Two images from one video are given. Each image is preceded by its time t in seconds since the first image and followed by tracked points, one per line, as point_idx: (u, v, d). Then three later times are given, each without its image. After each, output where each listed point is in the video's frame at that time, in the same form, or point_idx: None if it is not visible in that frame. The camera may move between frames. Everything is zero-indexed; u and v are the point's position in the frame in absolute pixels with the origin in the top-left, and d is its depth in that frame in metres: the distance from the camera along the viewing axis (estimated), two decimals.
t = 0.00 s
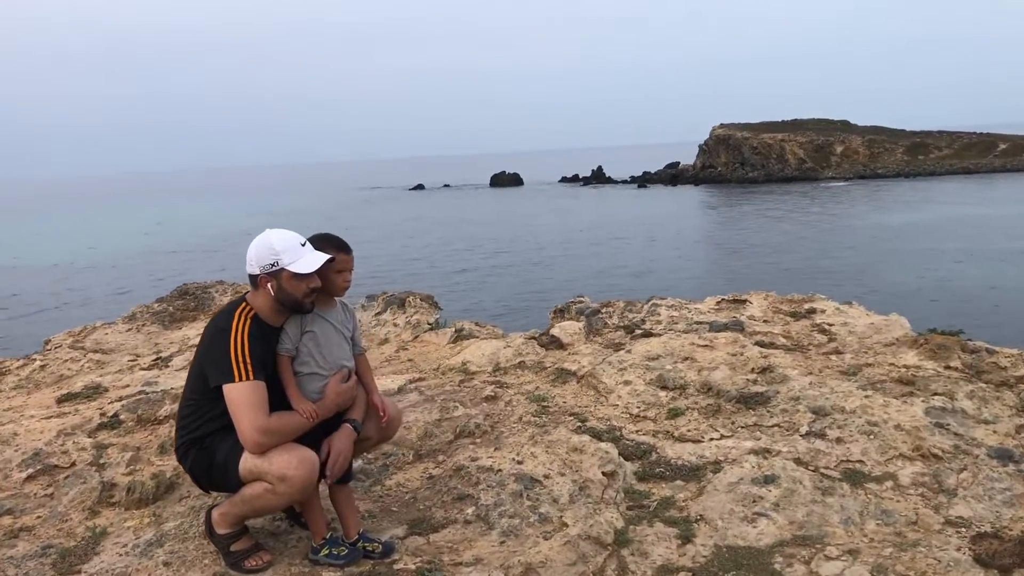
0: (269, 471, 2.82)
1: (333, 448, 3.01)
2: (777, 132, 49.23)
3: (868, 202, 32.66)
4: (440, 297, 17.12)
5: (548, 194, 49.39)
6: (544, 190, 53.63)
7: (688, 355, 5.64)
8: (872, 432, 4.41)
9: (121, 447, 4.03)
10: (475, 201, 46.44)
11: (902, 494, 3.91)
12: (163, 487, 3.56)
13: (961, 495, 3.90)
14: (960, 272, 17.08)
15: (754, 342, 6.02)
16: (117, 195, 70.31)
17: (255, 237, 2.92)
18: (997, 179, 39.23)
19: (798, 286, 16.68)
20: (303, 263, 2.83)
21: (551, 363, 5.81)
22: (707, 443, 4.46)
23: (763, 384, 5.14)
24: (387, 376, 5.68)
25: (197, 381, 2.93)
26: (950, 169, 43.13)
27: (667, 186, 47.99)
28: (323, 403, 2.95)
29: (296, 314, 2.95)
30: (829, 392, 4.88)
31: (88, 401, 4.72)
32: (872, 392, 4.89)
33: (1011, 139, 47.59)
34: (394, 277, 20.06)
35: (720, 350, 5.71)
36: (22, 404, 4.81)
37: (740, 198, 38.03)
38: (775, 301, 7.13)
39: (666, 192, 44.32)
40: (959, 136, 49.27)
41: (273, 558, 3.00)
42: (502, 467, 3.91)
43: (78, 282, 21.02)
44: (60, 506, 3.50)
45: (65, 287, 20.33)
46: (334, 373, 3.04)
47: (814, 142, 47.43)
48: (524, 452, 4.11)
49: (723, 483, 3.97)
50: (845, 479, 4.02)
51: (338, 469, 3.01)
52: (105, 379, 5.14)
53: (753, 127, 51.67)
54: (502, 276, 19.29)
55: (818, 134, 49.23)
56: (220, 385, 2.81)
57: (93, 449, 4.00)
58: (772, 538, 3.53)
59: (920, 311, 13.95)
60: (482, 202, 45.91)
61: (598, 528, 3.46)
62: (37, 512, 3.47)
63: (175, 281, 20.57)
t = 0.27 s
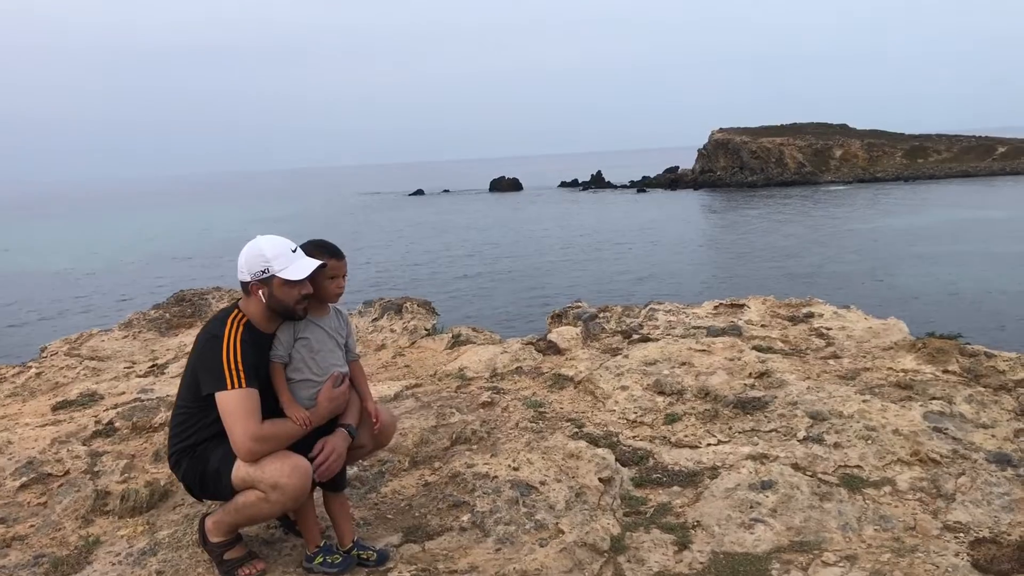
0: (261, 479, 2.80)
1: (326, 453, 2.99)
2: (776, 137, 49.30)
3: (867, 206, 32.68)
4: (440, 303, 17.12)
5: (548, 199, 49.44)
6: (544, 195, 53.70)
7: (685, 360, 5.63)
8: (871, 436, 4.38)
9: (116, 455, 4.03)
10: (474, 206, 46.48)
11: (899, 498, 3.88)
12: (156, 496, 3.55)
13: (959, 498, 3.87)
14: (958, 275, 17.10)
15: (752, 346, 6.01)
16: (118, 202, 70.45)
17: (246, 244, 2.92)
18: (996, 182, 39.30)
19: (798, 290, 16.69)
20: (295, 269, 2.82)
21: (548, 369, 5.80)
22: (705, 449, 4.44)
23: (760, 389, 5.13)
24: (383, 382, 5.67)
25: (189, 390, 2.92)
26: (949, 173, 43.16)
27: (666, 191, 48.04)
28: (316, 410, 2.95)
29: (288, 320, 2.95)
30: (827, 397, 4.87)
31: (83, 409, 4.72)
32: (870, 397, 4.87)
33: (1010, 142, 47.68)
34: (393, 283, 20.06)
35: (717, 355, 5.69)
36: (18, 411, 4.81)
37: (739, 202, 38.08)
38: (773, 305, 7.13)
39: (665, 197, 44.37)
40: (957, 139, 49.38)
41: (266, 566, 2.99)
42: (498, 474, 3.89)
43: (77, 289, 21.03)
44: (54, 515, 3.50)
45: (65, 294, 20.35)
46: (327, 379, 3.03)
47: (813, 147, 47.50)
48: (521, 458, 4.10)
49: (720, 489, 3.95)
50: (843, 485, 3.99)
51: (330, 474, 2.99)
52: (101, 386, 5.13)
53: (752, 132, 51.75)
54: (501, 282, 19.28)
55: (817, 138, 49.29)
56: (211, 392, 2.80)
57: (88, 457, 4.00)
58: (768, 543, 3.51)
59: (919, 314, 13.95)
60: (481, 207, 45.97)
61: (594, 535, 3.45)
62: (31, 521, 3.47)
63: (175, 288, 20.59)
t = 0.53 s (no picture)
0: (248, 487, 2.79)
1: (313, 460, 2.98)
2: (769, 141, 49.50)
3: (859, 210, 32.81)
4: (433, 308, 17.10)
5: (541, 203, 49.48)
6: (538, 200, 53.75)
7: (677, 364, 5.63)
8: (862, 441, 4.39)
9: (104, 462, 4.01)
10: (468, 211, 46.50)
11: (891, 502, 3.88)
12: (143, 504, 3.53)
13: (949, 504, 3.86)
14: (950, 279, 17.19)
15: (743, 350, 6.01)
16: (110, 209, 70.25)
17: (232, 250, 2.91)
18: (987, 185, 39.53)
19: (791, 294, 16.71)
20: (282, 276, 2.81)
21: (540, 374, 5.79)
22: (696, 454, 4.44)
23: (751, 393, 5.12)
24: (374, 389, 5.65)
25: (175, 397, 2.90)
26: (940, 176, 43.39)
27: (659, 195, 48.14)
28: (304, 417, 2.93)
29: (275, 327, 2.93)
30: (818, 401, 4.87)
31: (72, 417, 4.70)
32: (861, 401, 4.87)
33: (1001, 145, 47.95)
34: (387, 288, 20.04)
35: (708, 359, 5.69)
36: (6, 420, 4.80)
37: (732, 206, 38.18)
38: (764, 309, 7.14)
39: (658, 202, 44.46)
40: (948, 143, 49.63)
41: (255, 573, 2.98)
42: (487, 481, 3.87)
43: (70, 296, 20.95)
44: (40, 525, 3.48)
45: (58, 300, 20.27)
46: (315, 386, 3.02)
47: (805, 151, 47.69)
48: (511, 464, 4.09)
49: (710, 495, 3.94)
50: (834, 490, 3.99)
51: (317, 482, 2.97)
52: (91, 394, 5.11)
53: (744, 136, 51.93)
54: (494, 287, 19.27)
55: (809, 142, 49.52)
56: (199, 399, 2.78)
57: (75, 466, 3.98)
58: (760, 549, 3.50)
59: (912, 318, 13.99)
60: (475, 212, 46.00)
61: (584, 541, 3.44)
62: (17, 531, 3.45)
63: (168, 295, 20.53)
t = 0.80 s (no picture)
0: (237, 492, 2.77)
1: (302, 464, 2.96)
2: (757, 144, 49.77)
3: (847, 213, 33.01)
4: (423, 311, 17.08)
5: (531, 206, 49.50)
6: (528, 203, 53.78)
7: (666, 367, 5.64)
8: (850, 443, 4.40)
9: (91, 468, 3.98)
10: (459, 214, 46.51)
11: (879, 505, 3.90)
12: (130, 511, 3.51)
13: (937, 506, 3.88)
14: (937, 280, 17.36)
15: (731, 353, 6.03)
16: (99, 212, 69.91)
17: (218, 255, 2.90)
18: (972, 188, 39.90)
19: (780, 296, 16.78)
20: (268, 280, 2.80)
21: (529, 377, 5.79)
22: (685, 457, 4.45)
23: (740, 396, 5.13)
24: (362, 393, 5.63)
25: (163, 402, 2.89)
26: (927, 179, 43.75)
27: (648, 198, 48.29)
28: (292, 421, 2.91)
29: (262, 331, 2.92)
30: (806, 404, 4.89)
31: (58, 422, 4.67)
32: (849, 403, 4.89)
33: (986, 148, 48.41)
34: (378, 291, 20.00)
35: (697, 362, 5.71)
36: None
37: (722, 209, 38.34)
38: (753, 311, 7.17)
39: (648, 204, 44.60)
40: (934, 146, 50.07)
41: None
42: (476, 486, 3.87)
43: (58, 299, 20.82)
44: (26, 532, 3.45)
45: (46, 304, 20.12)
46: (303, 390, 3.00)
47: (793, 154, 47.98)
48: (500, 468, 4.08)
49: (700, 497, 3.95)
50: (823, 492, 4.00)
51: (306, 486, 2.95)
52: (77, 399, 5.07)
53: (733, 139, 52.20)
54: (484, 290, 19.26)
55: (797, 145, 49.83)
56: (186, 404, 2.77)
57: (62, 471, 3.94)
58: (749, 551, 3.51)
59: (899, 320, 14.07)
60: (466, 215, 46.00)
61: (573, 545, 3.44)
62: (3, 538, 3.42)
63: (158, 298, 20.42)
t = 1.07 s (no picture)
0: (225, 494, 2.75)
1: (291, 466, 2.95)
2: (747, 146, 49.99)
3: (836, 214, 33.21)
4: (414, 313, 17.05)
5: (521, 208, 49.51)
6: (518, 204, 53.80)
7: (655, 368, 5.65)
8: (839, 444, 4.42)
9: (78, 470, 3.95)
10: (450, 215, 46.48)
11: (868, 506, 3.91)
12: (117, 514, 3.48)
13: (925, 507, 3.89)
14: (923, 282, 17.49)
15: (720, 354, 6.04)
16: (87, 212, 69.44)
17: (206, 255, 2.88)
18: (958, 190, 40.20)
19: (770, 298, 16.83)
20: (256, 279, 2.79)
21: (519, 379, 5.80)
22: (674, 458, 4.45)
23: (729, 397, 5.14)
24: (351, 395, 5.61)
25: (151, 404, 2.86)
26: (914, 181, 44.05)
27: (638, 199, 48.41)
28: (281, 422, 2.90)
29: (251, 332, 2.90)
30: (795, 405, 4.90)
31: (44, 424, 4.64)
32: (837, 405, 4.91)
33: (972, 150, 48.81)
34: (368, 292, 19.95)
35: (687, 363, 5.72)
36: None
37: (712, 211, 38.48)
38: (742, 313, 7.19)
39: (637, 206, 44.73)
40: (922, 148, 50.42)
41: None
42: (465, 487, 3.85)
43: (46, 301, 20.65)
44: (12, 535, 3.42)
45: (33, 306, 19.96)
46: (292, 391, 2.99)
47: (782, 156, 48.24)
48: (490, 470, 4.07)
49: (689, 499, 3.95)
50: (811, 493, 4.02)
51: (295, 488, 2.94)
52: (64, 401, 5.05)
53: (723, 141, 52.42)
54: (475, 291, 19.26)
55: (785, 147, 50.07)
56: (174, 406, 2.75)
57: (48, 474, 3.92)
58: (738, 553, 3.51)
59: (887, 322, 14.16)
60: (457, 216, 45.98)
61: (563, 547, 3.43)
62: None
63: (147, 299, 20.31)
